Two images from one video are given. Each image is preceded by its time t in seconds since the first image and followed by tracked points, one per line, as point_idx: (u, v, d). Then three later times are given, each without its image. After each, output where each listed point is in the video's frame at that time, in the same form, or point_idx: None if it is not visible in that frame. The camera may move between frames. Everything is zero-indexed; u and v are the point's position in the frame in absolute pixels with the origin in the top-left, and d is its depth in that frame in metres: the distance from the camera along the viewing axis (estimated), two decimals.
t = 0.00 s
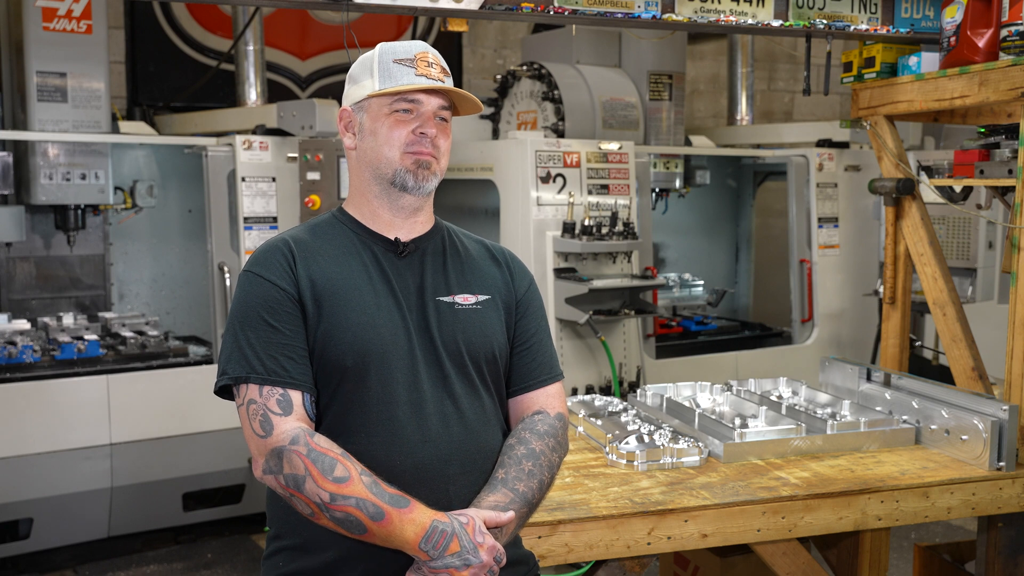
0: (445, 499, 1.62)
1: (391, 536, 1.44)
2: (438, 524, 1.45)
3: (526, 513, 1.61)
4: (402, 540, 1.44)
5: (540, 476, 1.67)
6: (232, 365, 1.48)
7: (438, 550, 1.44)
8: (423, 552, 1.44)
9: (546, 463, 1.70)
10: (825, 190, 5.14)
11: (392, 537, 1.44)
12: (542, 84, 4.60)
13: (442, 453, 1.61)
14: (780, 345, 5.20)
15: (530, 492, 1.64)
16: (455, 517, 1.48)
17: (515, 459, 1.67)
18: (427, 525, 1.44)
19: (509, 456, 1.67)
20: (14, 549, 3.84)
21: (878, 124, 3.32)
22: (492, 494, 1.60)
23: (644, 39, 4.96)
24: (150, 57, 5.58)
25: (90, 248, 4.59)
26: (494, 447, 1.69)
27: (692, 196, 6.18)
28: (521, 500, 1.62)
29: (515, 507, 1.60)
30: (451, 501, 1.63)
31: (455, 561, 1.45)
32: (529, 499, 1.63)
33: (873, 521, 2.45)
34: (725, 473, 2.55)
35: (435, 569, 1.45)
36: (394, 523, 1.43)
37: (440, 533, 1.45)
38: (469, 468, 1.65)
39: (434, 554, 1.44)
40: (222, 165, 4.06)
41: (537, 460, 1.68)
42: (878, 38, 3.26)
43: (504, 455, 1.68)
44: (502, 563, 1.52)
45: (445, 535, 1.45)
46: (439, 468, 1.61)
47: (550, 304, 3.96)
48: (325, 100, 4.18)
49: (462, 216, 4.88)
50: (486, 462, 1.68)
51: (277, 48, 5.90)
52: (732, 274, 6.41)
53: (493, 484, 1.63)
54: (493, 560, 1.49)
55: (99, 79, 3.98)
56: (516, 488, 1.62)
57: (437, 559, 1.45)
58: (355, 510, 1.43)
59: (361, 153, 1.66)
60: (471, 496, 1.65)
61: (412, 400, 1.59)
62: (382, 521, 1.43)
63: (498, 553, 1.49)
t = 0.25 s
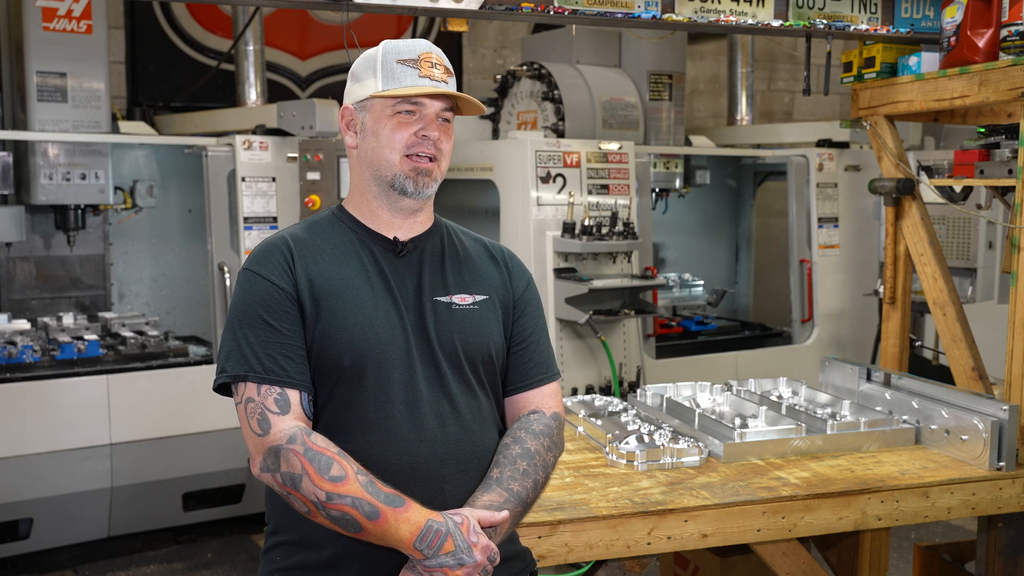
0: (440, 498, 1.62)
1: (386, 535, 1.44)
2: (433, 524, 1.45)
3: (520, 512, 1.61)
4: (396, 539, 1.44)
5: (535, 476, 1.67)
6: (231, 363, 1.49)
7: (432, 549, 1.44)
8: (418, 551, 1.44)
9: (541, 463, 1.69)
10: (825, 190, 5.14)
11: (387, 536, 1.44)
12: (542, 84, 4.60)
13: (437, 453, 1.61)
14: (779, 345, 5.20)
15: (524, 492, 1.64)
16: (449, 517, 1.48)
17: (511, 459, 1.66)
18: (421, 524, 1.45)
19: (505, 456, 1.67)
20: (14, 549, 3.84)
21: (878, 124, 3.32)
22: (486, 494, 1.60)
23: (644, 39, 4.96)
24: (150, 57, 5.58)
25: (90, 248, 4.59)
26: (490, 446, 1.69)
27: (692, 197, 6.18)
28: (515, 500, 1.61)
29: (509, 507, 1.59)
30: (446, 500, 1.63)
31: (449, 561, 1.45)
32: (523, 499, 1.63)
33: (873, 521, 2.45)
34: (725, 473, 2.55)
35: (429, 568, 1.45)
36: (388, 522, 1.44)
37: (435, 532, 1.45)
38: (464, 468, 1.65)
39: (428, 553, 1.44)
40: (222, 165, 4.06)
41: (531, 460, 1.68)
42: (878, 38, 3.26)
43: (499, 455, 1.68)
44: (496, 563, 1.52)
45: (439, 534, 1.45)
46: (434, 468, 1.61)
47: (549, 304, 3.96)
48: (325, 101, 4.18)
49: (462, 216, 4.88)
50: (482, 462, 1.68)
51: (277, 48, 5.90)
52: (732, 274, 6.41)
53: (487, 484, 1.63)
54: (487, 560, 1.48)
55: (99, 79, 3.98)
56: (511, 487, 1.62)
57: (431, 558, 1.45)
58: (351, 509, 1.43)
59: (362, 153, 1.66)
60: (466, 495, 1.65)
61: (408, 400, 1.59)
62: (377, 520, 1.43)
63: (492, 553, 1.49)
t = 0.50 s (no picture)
0: (436, 497, 1.63)
1: (383, 534, 1.44)
2: (429, 524, 1.45)
3: (516, 512, 1.61)
4: (393, 538, 1.44)
5: (530, 476, 1.67)
6: (231, 360, 1.49)
7: (428, 549, 1.44)
8: (414, 551, 1.44)
9: (538, 463, 1.69)
10: (825, 190, 5.14)
11: (384, 535, 1.44)
12: (542, 84, 4.60)
13: (434, 453, 1.62)
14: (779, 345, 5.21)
15: (520, 493, 1.64)
16: (446, 516, 1.48)
17: (507, 458, 1.66)
18: (418, 524, 1.44)
19: (501, 456, 1.67)
20: (14, 549, 3.84)
21: (878, 124, 3.32)
22: (482, 493, 1.60)
23: (644, 39, 4.96)
24: (150, 57, 5.58)
25: (90, 248, 4.59)
26: (486, 446, 1.69)
27: (692, 197, 6.18)
28: (511, 500, 1.61)
29: (505, 507, 1.59)
30: (442, 499, 1.63)
31: (444, 560, 1.45)
32: (518, 499, 1.63)
33: (873, 521, 2.45)
34: (725, 473, 2.55)
35: (425, 567, 1.45)
36: (385, 521, 1.44)
37: (431, 532, 1.45)
38: (460, 468, 1.65)
39: (424, 552, 1.44)
40: (222, 165, 4.06)
41: (527, 460, 1.67)
42: (878, 38, 3.26)
43: (495, 455, 1.68)
44: (491, 563, 1.51)
45: (435, 534, 1.45)
46: (431, 467, 1.61)
47: (549, 304, 3.96)
48: (325, 101, 4.18)
49: (462, 216, 4.88)
50: (478, 461, 1.68)
51: (277, 48, 5.89)
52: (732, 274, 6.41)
53: (484, 483, 1.63)
54: (483, 560, 1.48)
55: (99, 79, 3.98)
56: (506, 488, 1.62)
57: (427, 557, 1.45)
58: (348, 508, 1.44)
59: (364, 150, 1.66)
60: (462, 495, 1.65)
61: (406, 400, 1.59)
62: (374, 519, 1.43)
63: (487, 553, 1.49)
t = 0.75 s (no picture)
0: (435, 498, 1.63)
1: (385, 533, 1.44)
2: (431, 522, 1.45)
3: (516, 513, 1.61)
4: (395, 537, 1.44)
5: (530, 476, 1.67)
6: (232, 359, 1.49)
7: (430, 547, 1.44)
8: (415, 549, 1.44)
9: (537, 464, 1.69)
10: (825, 190, 5.14)
11: (385, 534, 1.44)
12: (542, 84, 4.60)
13: (434, 453, 1.62)
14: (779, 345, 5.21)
15: (520, 493, 1.64)
16: (447, 515, 1.48)
17: (507, 459, 1.66)
18: (420, 522, 1.44)
19: (501, 456, 1.67)
20: (15, 549, 3.84)
21: (878, 123, 3.32)
22: (482, 494, 1.60)
23: (644, 39, 4.96)
24: (150, 57, 5.58)
25: (90, 248, 4.59)
26: (487, 446, 1.69)
27: (692, 196, 6.18)
28: (511, 500, 1.61)
29: (505, 507, 1.59)
30: (442, 500, 1.63)
31: (446, 558, 1.45)
32: (518, 499, 1.63)
33: (873, 521, 2.45)
34: (725, 473, 2.55)
35: (426, 565, 1.45)
36: (387, 520, 1.43)
37: (433, 530, 1.45)
38: (461, 468, 1.65)
39: (425, 550, 1.44)
40: (222, 166, 4.06)
41: (527, 460, 1.67)
42: (878, 38, 3.26)
43: (495, 454, 1.68)
44: (492, 562, 1.52)
45: (437, 532, 1.45)
46: (431, 468, 1.61)
47: (549, 304, 3.96)
48: (325, 101, 4.18)
49: (462, 216, 4.88)
50: (478, 462, 1.68)
51: (278, 48, 5.89)
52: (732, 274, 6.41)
53: (484, 483, 1.63)
54: (484, 558, 1.49)
55: (99, 79, 3.98)
56: (506, 488, 1.62)
57: (428, 555, 1.45)
58: (350, 506, 1.43)
59: (366, 149, 1.65)
60: (461, 495, 1.65)
61: (406, 400, 1.59)
62: (376, 518, 1.43)
63: (488, 552, 1.49)
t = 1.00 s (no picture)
0: (440, 499, 1.62)
1: (392, 532, 1.44)
2: (438, 521, 1.46)
3: (521, 513, 1.61)
4: (402, 536, 1.44)
5: (535, 476, 1.67)
6: (233, 362, 1.49)
7: (437, 545, 1.45)
8: (423, 548, 1.45)
9: (542, 463, 1.69)
10: (825, 190, 5.14)
11: (392, 533, 1.45)
12: (542, 84, 4.60)
13: (438, 454, 1.62)
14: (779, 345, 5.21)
15: (525, 493, 1.64)
16: (454, 513, 1.49)
17: (511, 459, 1.66)
18: (427, 521, 1.45)
19: (505, 456, 1.67)
20: (14, 549, 3.84)
21: (878, 124, 3.32)
22: (487, 495, 1.60)
23: (644, 39, 4.96)
24: (150, 57, 5.58)
25: (90, 248, 4.59)
26: (491, 447, 1.69)
27: (692, 196, 6.18)
28: (516, 500, 1.61)
29: (511, 507, 1.60)
30: (447, 501, 1.63)
31: (454, 556, 1.45)
32: (524, 499, 1.63)
33: (873, 521, 2.45)
34: (725, 473, 2.55)
35: (434, 564, 1.45)
36: (394, 519, 1.44)
37: (440, 529, 1.46)
38: (465, 468, 1.65)
39: (433, 549, 1.45)
40: (222, 166, 4.06)
41: (532, 460, 1.67)
42: (878, 38, 3.26)
43: (499, 455, 1.68)
44: (499, 561, 1.52)
45: (444, 530, 1.46)
46: (435, 468, 1.61)
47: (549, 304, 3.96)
48: (325, 101, 4.19)
49: (462, 216, 4.88)
50: (483, 462, 1.68)
51: (278, 48, 5.89)
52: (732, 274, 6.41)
53: (488, 484, 1.63)
54: (491, 557, 1.49)
55: (99, 79, 3.98)
56: (512, 488, 1.62)
57: (436, 554, 1.45)
58: (356, 506, 1.44)
59: (365, 150, 1.65)
60: (463, 496, 1.65)
61: (410, 401, 1.59)
62: (383, 517, 1.44)
63: (496, 551, 1.50)
